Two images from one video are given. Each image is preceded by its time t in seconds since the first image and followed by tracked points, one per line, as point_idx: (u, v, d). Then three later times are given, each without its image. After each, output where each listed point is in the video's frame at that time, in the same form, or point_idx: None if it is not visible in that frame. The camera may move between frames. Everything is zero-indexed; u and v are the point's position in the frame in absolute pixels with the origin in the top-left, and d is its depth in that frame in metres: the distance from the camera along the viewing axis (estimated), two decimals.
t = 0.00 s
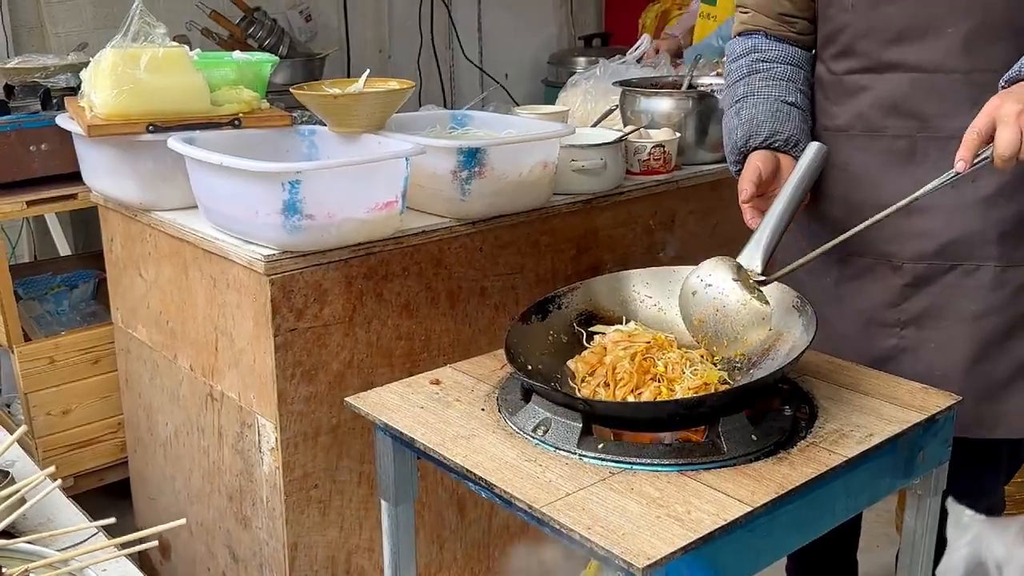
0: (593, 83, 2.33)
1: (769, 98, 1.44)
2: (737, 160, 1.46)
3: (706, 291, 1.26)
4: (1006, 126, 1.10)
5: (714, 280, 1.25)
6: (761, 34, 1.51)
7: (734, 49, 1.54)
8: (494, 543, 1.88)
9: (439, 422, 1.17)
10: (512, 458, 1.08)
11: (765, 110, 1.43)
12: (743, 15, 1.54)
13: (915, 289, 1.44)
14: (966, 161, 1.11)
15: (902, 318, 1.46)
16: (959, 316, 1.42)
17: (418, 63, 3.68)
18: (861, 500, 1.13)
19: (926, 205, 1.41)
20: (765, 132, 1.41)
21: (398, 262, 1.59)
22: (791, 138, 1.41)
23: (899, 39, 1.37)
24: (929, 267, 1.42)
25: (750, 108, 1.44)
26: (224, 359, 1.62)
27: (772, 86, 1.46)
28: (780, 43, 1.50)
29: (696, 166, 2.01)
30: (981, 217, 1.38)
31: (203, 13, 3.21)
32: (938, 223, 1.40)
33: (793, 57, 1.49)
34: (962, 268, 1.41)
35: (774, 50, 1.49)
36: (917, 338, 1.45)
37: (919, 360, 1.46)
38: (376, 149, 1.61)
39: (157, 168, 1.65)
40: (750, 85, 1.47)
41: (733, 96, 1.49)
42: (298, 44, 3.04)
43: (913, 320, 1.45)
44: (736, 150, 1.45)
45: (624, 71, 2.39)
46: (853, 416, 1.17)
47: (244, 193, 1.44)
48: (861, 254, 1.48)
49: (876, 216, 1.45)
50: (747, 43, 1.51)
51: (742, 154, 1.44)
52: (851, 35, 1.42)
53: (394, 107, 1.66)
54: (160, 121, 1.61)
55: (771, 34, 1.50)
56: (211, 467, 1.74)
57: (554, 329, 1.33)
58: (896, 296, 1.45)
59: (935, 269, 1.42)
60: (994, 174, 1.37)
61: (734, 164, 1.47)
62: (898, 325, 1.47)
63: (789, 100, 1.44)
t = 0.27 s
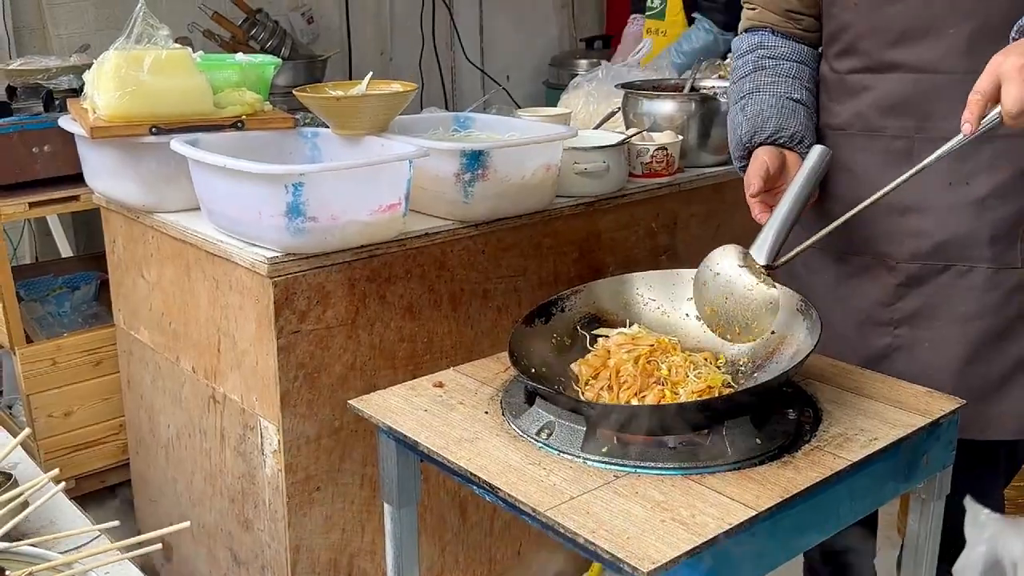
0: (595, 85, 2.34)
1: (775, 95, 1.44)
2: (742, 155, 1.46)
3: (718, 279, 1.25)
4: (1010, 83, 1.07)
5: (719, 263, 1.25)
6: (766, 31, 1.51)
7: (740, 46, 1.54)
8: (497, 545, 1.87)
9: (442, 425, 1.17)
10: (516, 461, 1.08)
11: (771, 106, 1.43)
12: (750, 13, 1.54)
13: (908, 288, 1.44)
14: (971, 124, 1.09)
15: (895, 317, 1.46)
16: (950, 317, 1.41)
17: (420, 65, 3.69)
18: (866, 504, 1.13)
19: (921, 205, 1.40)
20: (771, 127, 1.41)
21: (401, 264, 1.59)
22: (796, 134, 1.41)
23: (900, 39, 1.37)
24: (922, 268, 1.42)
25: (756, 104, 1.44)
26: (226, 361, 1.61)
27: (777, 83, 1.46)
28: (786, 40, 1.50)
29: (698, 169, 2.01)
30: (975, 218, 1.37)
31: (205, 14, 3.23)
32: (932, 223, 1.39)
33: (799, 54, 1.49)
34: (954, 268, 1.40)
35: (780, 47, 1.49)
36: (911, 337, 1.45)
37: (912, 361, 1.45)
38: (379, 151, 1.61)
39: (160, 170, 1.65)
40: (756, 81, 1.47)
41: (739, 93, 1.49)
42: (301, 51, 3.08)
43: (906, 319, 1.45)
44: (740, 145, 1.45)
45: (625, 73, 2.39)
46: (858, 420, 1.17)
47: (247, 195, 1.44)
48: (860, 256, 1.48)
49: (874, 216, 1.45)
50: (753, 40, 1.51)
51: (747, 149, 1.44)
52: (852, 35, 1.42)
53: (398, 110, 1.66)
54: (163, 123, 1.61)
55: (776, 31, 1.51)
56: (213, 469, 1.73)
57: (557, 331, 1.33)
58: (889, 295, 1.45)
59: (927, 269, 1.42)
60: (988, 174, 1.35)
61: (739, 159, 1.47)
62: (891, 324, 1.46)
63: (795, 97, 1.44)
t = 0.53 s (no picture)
0: (596, 88, 2.33)
1: (778, 100, 1.42)
2: (746, 160, 1.43)
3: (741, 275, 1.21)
4: (918, 82, 1.06)
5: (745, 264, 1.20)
6: (766, 37, 1.50)
7: (739, 55, 1.52)
8: (499, 546, 1.87)
9: (444, 429, 1.16)
10: (518, 466, 1.08)
11: (775, 110, 1.40)
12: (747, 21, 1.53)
13: (888, 288, 1.44)
14: (892, 127, 1.08)
15: (878, 315, 1.46)
16: (928, 316, 1.41)
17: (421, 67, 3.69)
18: (869, 509, 1.13)
19: (902, 209, 1.39)
20: (776, 130, 1.38)
21: (402, 267, 1.58)
22: (802, 137, 1.38)
23: (881, 47, 1.37)
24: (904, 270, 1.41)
25: (759, 109, 1.42)
26: (227, 364, 1.61)
27: (780, 88, 1.43)
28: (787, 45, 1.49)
29: (700, 171, 2.01)
30: (947, 223, 1.36)
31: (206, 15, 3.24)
32: (912, 227, 1.39)
33: (799, 62, 1.48)
34: (933, 269, 1.40)
35: (780, 55, 1.47)
36: (893, 334, 1.45)
37: (898, 363, 1.44)
38: (381, 154, 1.61)
39: (161, 171, 1.65)
40: (758, 88, 1.45)
41: (740, 100, 1.47)
42: (302, 48, 3.06)
43: (888, 318, 1.45)
44: (745, 150, 1.42)
45: (627, 76, 2.38)
46: (861, 425, 1.16)
47: (249, 198, 1.43)
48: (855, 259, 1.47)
49: (863, 219, 1.44)
50: (753, 48, 1.50)
51: (752, 153, 1.42)
52: (835, 45, 1.42)
53: (399, 113, 1.65)
54: (165, 125, 1.60)
55: (776, 36, 1.50)
56: (213, 472, 1.73)
57: (560, 336, 1.33)
58: (867, 295, 1.46)
59: (906, 271, 1.42)
60: (963, 179, 1.34)
61: (744, 165, 1.44)
62: (874, 321, 1.46)
63: (798, 102, 1.42)
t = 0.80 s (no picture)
0: (596, 91, 2.33)
1: (794, 61, 1.40)
2: (777, 115, 1.41)
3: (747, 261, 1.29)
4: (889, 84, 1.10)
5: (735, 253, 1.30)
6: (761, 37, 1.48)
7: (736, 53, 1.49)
8: (499, 552, 1.87)
9: (445, 435, 1.16)
10: (519, 471, 1.07)
11: (794, 65, 1.39)
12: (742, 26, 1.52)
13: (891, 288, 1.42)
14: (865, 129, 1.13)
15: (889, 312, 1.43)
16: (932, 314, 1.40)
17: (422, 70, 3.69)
18: (869, 516, 1.12)
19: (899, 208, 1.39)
20: (803, 75, 1.37)
21: (402, 271, 1.58)
22: (830, 80, 1.38)
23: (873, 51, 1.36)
24: (902, 269, 1.40)
25: (775, 70, 1.40)
26: (227, 368, 1.61)
27: (791, 57, 1.42)
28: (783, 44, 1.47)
29: (700, 176, 2.00)
30: (947, 218, 1.36)
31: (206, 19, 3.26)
32: (907, 227, 1.39)
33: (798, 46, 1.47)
34: (930, 267, 1.38)
35: (780, 40, 1.46)
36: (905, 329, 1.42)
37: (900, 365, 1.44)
38: (381, 158, 1.62)
39: (161, 175, 1.64)
40: (767, 62, 1.43)
41: (749, 77, 1.44)
42: (302, 52, 3.07)
43: (897, 314, 1.42)
44: (774, 106, 1.40)
45: (627, 80, 2.38)
46: (863, 431, 1.16)
47: (249, 203, 1.43)
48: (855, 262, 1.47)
49: (860, 221, 1.44)
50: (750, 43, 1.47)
51: (783, 107, 1.40)
52: (827, 50, 1.42)
53: (400, 117, 1.65)
54: (164, 128, 1.60)
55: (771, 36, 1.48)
56: (213, 476, 1.72)
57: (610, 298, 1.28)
58: (875, 294, 1.43)
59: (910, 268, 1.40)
60: (958, 176, 1.34)
61: (773, 122, 1.41)
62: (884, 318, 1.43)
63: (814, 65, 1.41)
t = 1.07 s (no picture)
0: (597, 92, 2.33)
1: (811, 103, 1.39)
2: (803, 168, 1.38)
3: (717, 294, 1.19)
4: (908, 61, 1.10)
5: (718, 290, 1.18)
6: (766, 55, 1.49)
7: (743, 72, 1.50)
8: (498, 553, 1.86)
9: (445, 436, 1.15)
10: (519, 473, 1.07)
11: (817, 114, 1.37)
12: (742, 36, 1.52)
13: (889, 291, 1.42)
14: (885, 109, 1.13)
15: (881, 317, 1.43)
16: (929, 316, 1.38)
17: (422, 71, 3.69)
18: (870, 518, 1.12)
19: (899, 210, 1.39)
20: (829, 132, 1.35)
21: (402, 272, 1.58)
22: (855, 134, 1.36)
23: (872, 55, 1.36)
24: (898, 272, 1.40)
25: (797, 117, 1.39)
26: (226, 369, 1.60)
27: (806, 91, 1.41)
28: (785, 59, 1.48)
29: (701, 177, 2.00)
30: (945, 222, 1.35)
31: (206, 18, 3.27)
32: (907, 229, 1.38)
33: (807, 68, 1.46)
34: (930, 268, 1.38)
35: (786, 63, 1.46)
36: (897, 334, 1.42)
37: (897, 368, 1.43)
38: (381, 158, 1.61)
39: (161, 175, 1.64)
40: (783, 97, 1.42)
41: (766, 114, 1.43)
42: (302, 52, 3.07)
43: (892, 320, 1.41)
44: (801, 158, 1.37)
45: (628, 81, 2.38)
46: (864, 432, 1.15)
47: (249, 203, 1.42)
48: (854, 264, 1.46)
49: (859, 223, 1.43)
50: (757, 63, 1.48)
51: (808, 160, 1.37)
52: (826, 55, 1.42)
53: (400, 117, 1.65)
54: (164, 128, 1.59)
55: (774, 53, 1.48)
56: (211, 477, 1.72)
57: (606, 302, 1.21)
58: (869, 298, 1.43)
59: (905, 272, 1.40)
60: (957, 178, 1.33)
61: (800, 172, 1.39)
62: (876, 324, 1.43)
63: (828, 102, 1.40)
